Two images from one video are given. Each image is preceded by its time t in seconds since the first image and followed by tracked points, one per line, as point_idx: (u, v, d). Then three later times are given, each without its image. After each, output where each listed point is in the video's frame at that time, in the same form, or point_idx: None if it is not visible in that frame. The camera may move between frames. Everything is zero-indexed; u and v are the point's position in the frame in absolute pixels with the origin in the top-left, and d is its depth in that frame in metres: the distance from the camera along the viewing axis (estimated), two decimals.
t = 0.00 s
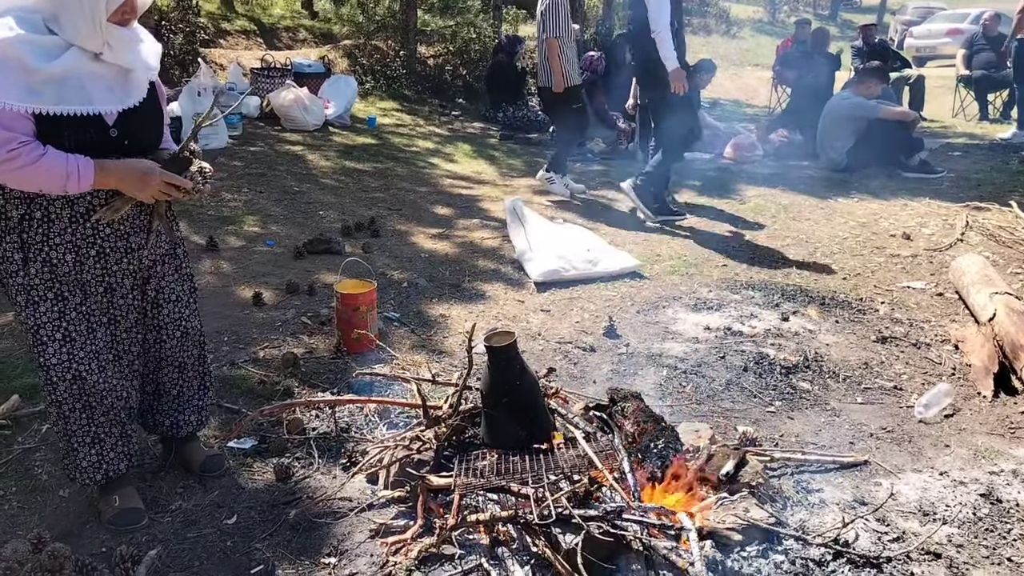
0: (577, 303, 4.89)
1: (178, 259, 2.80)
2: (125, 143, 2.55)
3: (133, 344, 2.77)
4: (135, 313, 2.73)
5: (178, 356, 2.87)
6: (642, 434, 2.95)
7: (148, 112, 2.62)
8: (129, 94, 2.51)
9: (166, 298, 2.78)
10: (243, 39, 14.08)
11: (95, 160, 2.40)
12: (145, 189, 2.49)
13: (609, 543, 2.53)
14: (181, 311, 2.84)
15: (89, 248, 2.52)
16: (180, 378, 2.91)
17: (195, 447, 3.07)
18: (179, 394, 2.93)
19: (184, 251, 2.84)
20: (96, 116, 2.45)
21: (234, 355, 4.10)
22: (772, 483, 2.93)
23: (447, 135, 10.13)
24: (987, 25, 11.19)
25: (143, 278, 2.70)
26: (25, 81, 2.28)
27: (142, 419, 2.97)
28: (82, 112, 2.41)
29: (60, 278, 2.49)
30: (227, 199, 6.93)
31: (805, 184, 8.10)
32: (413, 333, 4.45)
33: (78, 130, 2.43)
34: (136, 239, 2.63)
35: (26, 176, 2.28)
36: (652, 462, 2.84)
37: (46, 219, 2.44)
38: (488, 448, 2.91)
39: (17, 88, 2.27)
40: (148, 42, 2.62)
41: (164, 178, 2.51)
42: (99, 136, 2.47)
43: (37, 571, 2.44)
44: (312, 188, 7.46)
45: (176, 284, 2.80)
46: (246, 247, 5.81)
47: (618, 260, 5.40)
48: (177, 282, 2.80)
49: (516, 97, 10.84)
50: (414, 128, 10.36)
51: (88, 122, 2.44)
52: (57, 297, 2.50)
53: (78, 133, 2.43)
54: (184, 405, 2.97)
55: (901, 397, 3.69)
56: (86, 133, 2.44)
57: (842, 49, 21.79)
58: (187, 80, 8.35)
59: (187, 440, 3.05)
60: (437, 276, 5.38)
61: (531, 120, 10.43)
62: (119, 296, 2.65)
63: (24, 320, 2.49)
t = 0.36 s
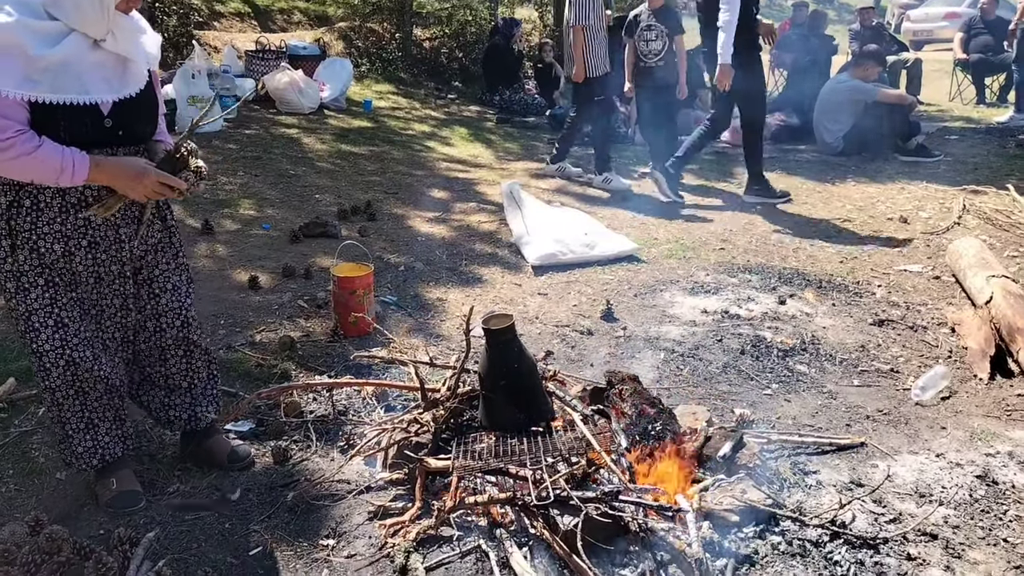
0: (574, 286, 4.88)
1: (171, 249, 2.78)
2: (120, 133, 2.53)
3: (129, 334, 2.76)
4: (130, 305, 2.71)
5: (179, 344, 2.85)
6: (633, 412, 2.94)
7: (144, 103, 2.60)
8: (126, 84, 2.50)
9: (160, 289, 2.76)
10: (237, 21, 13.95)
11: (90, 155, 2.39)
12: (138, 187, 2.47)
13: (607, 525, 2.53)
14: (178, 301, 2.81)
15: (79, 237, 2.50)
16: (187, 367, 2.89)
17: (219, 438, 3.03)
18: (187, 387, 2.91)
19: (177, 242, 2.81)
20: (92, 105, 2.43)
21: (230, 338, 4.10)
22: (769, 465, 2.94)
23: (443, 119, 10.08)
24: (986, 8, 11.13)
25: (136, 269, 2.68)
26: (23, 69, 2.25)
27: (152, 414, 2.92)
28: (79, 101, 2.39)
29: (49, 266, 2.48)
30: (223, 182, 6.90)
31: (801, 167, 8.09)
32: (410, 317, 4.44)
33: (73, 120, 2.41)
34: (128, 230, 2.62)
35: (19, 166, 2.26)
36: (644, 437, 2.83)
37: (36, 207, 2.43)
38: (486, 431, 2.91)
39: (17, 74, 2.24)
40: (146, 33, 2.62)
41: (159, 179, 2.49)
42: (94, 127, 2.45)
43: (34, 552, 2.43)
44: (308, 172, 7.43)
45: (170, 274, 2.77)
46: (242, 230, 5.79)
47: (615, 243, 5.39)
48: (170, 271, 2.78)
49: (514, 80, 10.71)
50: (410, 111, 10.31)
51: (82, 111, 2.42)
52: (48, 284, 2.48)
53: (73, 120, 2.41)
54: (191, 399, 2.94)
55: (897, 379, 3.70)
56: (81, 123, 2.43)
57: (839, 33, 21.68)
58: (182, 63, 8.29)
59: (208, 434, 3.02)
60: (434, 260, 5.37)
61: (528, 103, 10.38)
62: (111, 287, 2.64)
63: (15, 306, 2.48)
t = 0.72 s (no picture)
0: (568, 271, 4.87)
1: (185, 235, 2.74)
2: (143, 122, 2.49)
3: (134, 315, 2.74)
4: (139, 288, 2.69)
5: (183, 329, 2.82)
6: (630, 397, 2.96)
7: (173, 95, 2.56)
8: (156, 74, 2.46)
9: (169, 273, 2.73)
10: (227, 4, 13.83)
11: (104, 154, 2.35)
12: (144, 195, 2.40)
13: (600, 507, 2.55)
14: (187, 286, 2.78)
15: (90, 219, 2.48)
16: (189, 352, 2.86)
17: (214, 424, 3.03)
18: (186, 372, 2.88)
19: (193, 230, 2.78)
20: (119, 92, 2.39)
21: (223, 322, 4.08)
22: (761, 447, 2.95)
23: (436, 102, 10.02)
24: None
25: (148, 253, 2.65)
26: (53, 47, 2.24)
27: (152, 393, 2.92)
28: (104, 87, 2.35)
29: (57, 242, 2.48)
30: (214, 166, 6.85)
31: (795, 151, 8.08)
32: (403, 301, 4.43)
33: (94, 104, 2.37)
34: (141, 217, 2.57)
35: (35, 147, 2.25)
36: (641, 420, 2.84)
37: (50, 183, 2.42)
38: (480, 415, 2.90)
39: (46, 54, 2.23)
40: (184, 27, 2.59)
41: (165, 195, 2.41)
42: (115, 113, 2.42)
43: (27, 537, 2.43)
44: (300, 155, 7.38)
45: (181, 259, 2.74)
46: (234, 214, 5.76)
47: (609, 227, 5.38)
48: (182, 256, 2.75)
49: (507, 64, 10.64)
50: (403, 95, 10.25)
51: (106, 96, 2.38)
52: (56, 258, 2.49)
53: (96, 105, 2.38)
54: (189, 385, 2.92)
55: (890, 362, 3.72)
56: (103, 109, 2.39)
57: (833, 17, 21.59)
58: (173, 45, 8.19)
59: (203, 419, 3.01)
60: (427, 244, 5.35)
61: (522, 86, 10.33)
62: (121, 269, 2.61)
63: (23, 277, 2.49)
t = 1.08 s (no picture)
0: (563, 259, 4.86)
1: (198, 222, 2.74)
2: (163, 117, 2.48)
3: (141, 300, 2.72)
4: (150, 274, 2.68)
5: (186, 315, 2.80)
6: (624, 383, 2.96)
7: (195, 90, 2.54)
8: (184, 65, 2.42)
9: (179, 259, 2.72)
10: None
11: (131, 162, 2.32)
12: (162, 208, 2.37)
13: (595, 494, 2.55)
14: (194, 273, 2.78)
15: (107, 205, 2.47)
16: (189, 339, 2.84)
17: (208, 413, 3.01)
18: (185, 360, 2.86)
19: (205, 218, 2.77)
20: (144, 86, 2.38)
21: (217, 311, 4.06)
22: (755, 434, 2.95)
23: (430, 90, 9.97)
24: None
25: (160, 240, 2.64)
26: (86, 38, 2.21)
27: (149, 377, 2.90)
28: (132, 80, 2.32)
29: (71, 225, 2.46)
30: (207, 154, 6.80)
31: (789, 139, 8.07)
32: (398, 289, 4.41)
33: (118, 96, 2.36)
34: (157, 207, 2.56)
35: (66, 143, 2.22)
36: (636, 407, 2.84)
37: (69, 169, 2.40)
38: (474, 402, 2.90)
39: (79, 45, 2.20)
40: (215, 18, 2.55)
41: (182, 213, 2.38)
42: (138, 105, 2.40)
43: (19, 526, 2.41)
44: (293, 144, 7.33)
45: (192, 247, 2.74)
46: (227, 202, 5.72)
47: (603, 215, 5.37)
48: (193, 245, 2.74)
49: (501, 51, 10.54)
50: (396, 83, 10.19)
51: (132, 89, 2.36)
52: (69, 241, 2.47)
53: (119, 99, 2.37)
54: (188, 371, 2.90)
55: (884, 349, 3.72)
56: (128, 102, 2.38)
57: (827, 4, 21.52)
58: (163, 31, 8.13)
59: (197, 408, 3.00)
60: (422, 232, 5.33)
61: (516, 74, 10.28)
62: (133, 256, 2.61)
63: (35, 259, 2.48)
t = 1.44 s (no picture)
0: (558, 250, 4.85)
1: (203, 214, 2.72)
2: (176, 112, 2.47)
3: (142, 290, 2.70)
4: (152, 264, 2.66)
5: (185, 305, 2.79)
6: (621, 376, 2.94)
7: (207, 84, 2.51)
8: (201, 58, 2.42)
9: (184, 249, 2.70)
10: None
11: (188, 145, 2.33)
12: (223, 191, 2.40)
13: (591, 485, 2.54)
14: (198, 262, 2.76)
15: (117, 197, 2.44)
16: (188, 329, 2.84)
17: (202, 404, 3.00)
18: (182, 350, 2.85)
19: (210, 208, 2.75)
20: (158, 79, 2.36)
21: (212, 302, 4.05)
22: (751, 425, 2.95)
23: (426, 81, 9.93)
24: None
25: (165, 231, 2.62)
26: (119, 29, 2.19)
27: (145, 367, 2.89)
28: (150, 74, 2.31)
29: (77, 215, 2.45)
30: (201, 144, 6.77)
31: (785, 130, 8.07)
32: (393, 280, 4.41)
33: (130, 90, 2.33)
34: (166, 200, 2.53)
35: (119, 130, 2.21)
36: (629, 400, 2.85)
37: (79, 161, 2.37)
38: (469, 394, 2.89)
39: (113, 35, 2.17)
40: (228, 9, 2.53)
41: (245, 196, 2.42)
42: (151, 100, 2.38)
43: (15, 517, 2.40)
44: (288, 134, 7.31)
45: (196, 238, 2.72)
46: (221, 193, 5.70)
47: (599, 206, 5.37)
48: (197, 236, 2.72)
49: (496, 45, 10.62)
50: (391, 73, 10.15)
51: (149, 85, 2.34)
52: (74, 230, 2.46)
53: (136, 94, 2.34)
54: (185, 362, 2.89)
55: (879, 340, 3.73)
56: (143, 96, 2.36)
57: None
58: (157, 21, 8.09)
59: (192, 398, 2.99)
60: (418, 223, 5.32)
61: (511, 65, 10.25)
62: (139, 247, 2.59)
63: (39, 247, 2.46)
